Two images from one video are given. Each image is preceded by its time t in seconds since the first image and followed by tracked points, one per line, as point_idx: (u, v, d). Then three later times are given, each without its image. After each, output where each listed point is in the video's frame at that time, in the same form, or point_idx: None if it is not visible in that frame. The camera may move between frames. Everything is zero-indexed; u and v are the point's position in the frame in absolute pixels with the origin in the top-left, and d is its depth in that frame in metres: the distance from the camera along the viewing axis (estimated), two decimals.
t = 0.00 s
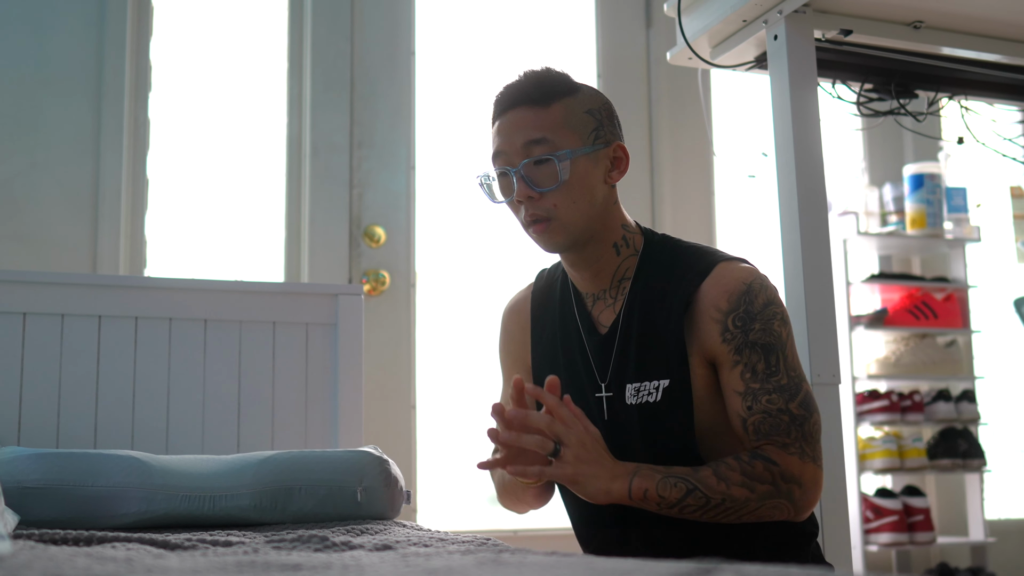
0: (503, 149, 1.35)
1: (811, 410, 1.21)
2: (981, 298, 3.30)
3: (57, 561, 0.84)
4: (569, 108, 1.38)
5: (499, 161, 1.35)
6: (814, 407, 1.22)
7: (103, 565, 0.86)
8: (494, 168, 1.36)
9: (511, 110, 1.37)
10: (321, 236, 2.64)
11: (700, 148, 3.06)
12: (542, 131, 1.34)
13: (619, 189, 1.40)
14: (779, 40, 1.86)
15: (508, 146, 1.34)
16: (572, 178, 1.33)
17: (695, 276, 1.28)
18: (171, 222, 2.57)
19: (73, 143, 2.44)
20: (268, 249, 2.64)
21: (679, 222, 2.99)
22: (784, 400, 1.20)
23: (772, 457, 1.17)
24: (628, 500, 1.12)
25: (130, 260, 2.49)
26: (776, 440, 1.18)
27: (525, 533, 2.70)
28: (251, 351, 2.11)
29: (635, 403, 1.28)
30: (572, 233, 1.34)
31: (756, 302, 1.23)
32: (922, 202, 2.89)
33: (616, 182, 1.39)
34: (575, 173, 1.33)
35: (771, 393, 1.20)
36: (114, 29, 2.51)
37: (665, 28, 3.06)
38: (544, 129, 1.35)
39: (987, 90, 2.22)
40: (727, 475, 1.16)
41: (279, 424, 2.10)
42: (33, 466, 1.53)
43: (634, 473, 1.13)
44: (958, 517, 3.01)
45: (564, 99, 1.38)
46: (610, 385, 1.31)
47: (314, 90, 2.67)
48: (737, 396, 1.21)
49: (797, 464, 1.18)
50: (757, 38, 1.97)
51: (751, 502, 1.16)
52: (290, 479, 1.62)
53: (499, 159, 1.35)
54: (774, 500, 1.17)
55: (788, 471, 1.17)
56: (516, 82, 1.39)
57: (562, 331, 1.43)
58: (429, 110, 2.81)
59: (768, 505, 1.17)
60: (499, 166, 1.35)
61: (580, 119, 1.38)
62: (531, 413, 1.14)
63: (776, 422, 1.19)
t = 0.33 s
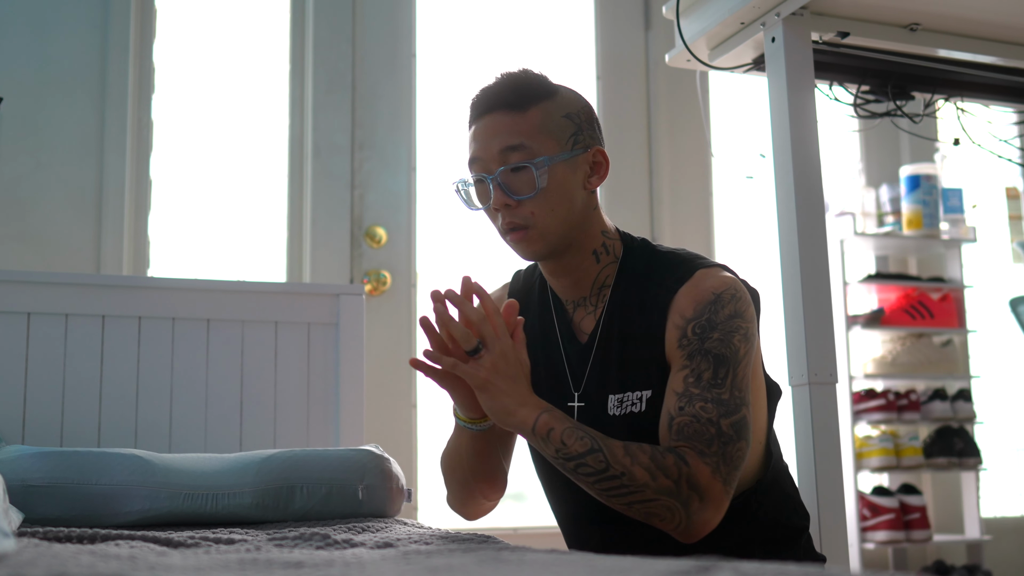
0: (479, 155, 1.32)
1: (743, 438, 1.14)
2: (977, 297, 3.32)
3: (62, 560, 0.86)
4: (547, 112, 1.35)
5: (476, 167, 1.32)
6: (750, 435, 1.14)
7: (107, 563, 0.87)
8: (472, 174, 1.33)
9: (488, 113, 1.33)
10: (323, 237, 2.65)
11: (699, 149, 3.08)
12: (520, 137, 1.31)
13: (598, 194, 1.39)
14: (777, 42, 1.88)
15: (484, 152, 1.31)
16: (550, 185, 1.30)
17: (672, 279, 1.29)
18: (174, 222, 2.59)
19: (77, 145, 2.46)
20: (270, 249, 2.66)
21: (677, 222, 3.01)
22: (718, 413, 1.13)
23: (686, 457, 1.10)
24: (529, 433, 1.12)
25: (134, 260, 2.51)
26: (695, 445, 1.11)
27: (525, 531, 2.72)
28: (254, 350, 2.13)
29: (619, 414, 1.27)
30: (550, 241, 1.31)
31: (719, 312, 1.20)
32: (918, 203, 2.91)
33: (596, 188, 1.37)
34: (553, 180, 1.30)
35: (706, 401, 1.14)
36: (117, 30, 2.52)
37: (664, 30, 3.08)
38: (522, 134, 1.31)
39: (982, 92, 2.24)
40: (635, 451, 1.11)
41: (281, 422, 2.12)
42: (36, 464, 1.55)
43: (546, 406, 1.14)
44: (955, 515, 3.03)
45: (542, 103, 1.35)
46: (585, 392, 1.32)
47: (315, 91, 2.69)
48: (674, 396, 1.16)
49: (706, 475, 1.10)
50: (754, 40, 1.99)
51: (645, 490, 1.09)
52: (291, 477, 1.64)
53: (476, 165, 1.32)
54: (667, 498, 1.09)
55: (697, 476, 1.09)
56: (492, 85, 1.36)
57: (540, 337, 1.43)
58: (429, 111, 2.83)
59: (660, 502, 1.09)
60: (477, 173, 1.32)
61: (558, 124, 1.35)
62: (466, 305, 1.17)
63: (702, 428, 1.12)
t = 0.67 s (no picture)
0: (455, 173, 1.23)
1: (678, 452, 1.06)
2: (974, 297, 3.34)
3: (65, 557, 0.86)
4: (525, 128, 1.27)
5: (452, 185, 1.23)
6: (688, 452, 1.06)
7: (110, 560, 0.88)
8: (446, 192, 1.24)
9: (464, 129, 1.24)
10: (324, 237, 2.67)
11: (696, 150, 3.10)
12: (498, 155, 1.23)
13: (577, 210, 1.32)
14: (774, 44, 1.89)
15: (460, 169, 1.23)
16: (529, 206, 1.23)
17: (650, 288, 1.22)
18: (177, 223, 2.61)
19: (81, 146, 2.47)
20: (273, 249, 2.68)
21: (676, 223, 3.03)
22: (660, 420, 1.05)
23: (613, 453, 1.02)
24: (456, 392, 1.06)
25: (137, 260, 2.54)
26: (625, 444, 1.03)
27: (524, 529, 2.74)
28: (255, 351, 2.15)
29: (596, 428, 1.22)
30: (529, 260, 1.25)
31: (682, 327, 1.14)
32: (915, 204, 2.93)
33: (574, 204, 1.31)
34: (532, 200, 1.23)
35: (651, 405, 1.06)
36: (120, 32, 2.53)
37: (664, 32, 3.09)
38: (500, 153, 1.23)
39: (978, 93, 2.26)
40: (562, 435, 1.03)
41: (283, 419, 2.14)
42: (40, 463, 1.56)
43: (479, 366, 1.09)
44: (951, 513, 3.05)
45: (520, 118, 1.27)
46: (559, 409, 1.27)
47: (317, 94, 2.70)
48: (621, 396, 1.09)
49: (629, 476, 1.01)
50: (752, 42, 2.01)
51: (563, 477, 1.00)
52: (293, 475, 1.66)
53: (451, 184, 1.24)
54: (583, 490, 1.00)
55: (619, 473, 1.01)
56: (465, 100, 1.27)
57: (513, 352, 1.36)
58: (430, 114, 2.85)
59: (574, 494, 1.00)
60: (452, 192, 1.23)
61: (536, 140, 1.27)
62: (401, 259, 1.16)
63: (638, 430, 1.04)
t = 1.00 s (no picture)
0: (431, 200, 1.23)
1: (625, 478, 1.04)
2: (971, 297, 3.36)
3: (69, 554, 0.88)
4: (501, 154, 1.28)
5: (426, 212, 1.24)
6: (633, 479, 1.05)
7: (114, 557, 0.89)
8: (422, 219, 1.25)
9: (439, 154, 1.25)
10: (326, 238, 2.70)
11: (695, 152, 3.12)
12: (473, 182, 1.24)
13: (553, 236, 1.34)
14: (772, 46, 1.91)
15: (436, 196, 1.23)
16: (506, 233, 1.24)
17: (623, 314, 1.23)
18: (180, 223, 2.62)
19: (85, 146, 2.49)
20: (275, 249, 2.71)
21: (675, 224, 3.05)
22: (609, 443, 1.04)
23: (553, 470, 1.01)
24: (400, 387, 1.11)
25: (141, 260, 2.56)
26: (568, 462, 1.02)
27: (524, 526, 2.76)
28: (258, 350, 2.17)
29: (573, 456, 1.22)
30: (506, 287, 1.26)
31: (643, 355, 1.13)
32: (910, 205, 2.95)
33: (551, 229, 1.33)
34: (509, 227, 1.25)
35: (602, 426, 1.05)
36: (124, 33, 2.55)
37: (662, 34, 3.11)
38: (476, 179, 1.24)
39: (974, 96, 2.28)
40: (503, 446, 1.03)
41: (285, 419, 2.16)
42: (44, 462, 1.58)
43: (426, 365, 1.15)
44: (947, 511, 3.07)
45: (496, 143, 1.29)
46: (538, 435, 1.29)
47: (318, 95, 2.73)
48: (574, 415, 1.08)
49: (567, 494, 1.00)
50: (749, 44, 2.03)
51: (499, 489, 1.00)
52: (295, 474, 1.68)
53: (427, 210, 1.24)
54: (517, 504, 1.00)
55: (557, 490, 1.00)
56: (440, 125, 1.28)
57: (489, 374, 1.36)
58: (431, 115, 2.88)
59: (508, 507, 1.00)
60: (427, 218, 1.24)
61: (512, 165, 1.29)
62: (365, 259, 1.22)
63: (585, 450, 1.03)
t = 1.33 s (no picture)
0: (405, 230, 1.18)
1: (600, 513, 0.97)
2: (967, 297, 3.38)
3: (71, 552, 0.88)
4: (477, 183, 1.22)
5: (401, 242, 1.18)
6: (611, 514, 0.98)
7: (116, 554, 0.89)
8: (395, 249, 1.19)
9: (412, 184, 1.19)
10: (327, 239, 2.72)
11: (692, 153, 3.14)
12: (449, 212, 1.18)
13: (530, 267, 1.28)
14: (770, 49, 1.93)
15: (410, 226, 1.17)
16: (482, 263, 1.19)
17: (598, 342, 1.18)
18: (183, 224, 2.64)
19: (89, 148, 2.51)
20: (277, 250, 2.73)
21: (673, 224, 3.07)
22: (584, 478, 0.97)
23: (527, 509, 0.93)
24: (374, 420, 1.05)
25: (144, 261, 2.58)
26: (542, 498, 0.95)
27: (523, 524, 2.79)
28: (260, 351, 2.19)
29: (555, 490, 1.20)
30: (482, 319, 1.21)
31: (616, 384, 1.06)
32: (907, 205, 2.95)
33: (528, 260, 1.27)
34: (486, 257, 1.19)
35: (576, 460, 0.98)
36: (128, 36, 2.57)
37: (660, 36, 3.13)
38: (451, 209, 1.18)
39: (969, 97, 2.30)
40: (478, 487, 0.96)
41: (287, 417, 2.18)
42: (49, 461, 1.59)
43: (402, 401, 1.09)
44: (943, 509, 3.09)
45: (472, 171, 1.23)
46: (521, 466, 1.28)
47: (320, 97, 2.75)
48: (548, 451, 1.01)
49: (541, 534, 0.93)
50: (747, 46, 2.05)
51: (471, 533, 0.94)
52: (297, 473, 1.70)
53: (401, 241, 1.18)
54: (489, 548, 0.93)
55: (531, 532, 0.93)
56: (412, 154, 1.23)
57: (468, 406, 1.33)
58: (431, 117, 2.90)
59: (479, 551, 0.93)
60: (402, 249, 1.18)
61: (488, 196, 1.23)
62: (353, 288, 1.20)
63: (559, 485, 0.96)
